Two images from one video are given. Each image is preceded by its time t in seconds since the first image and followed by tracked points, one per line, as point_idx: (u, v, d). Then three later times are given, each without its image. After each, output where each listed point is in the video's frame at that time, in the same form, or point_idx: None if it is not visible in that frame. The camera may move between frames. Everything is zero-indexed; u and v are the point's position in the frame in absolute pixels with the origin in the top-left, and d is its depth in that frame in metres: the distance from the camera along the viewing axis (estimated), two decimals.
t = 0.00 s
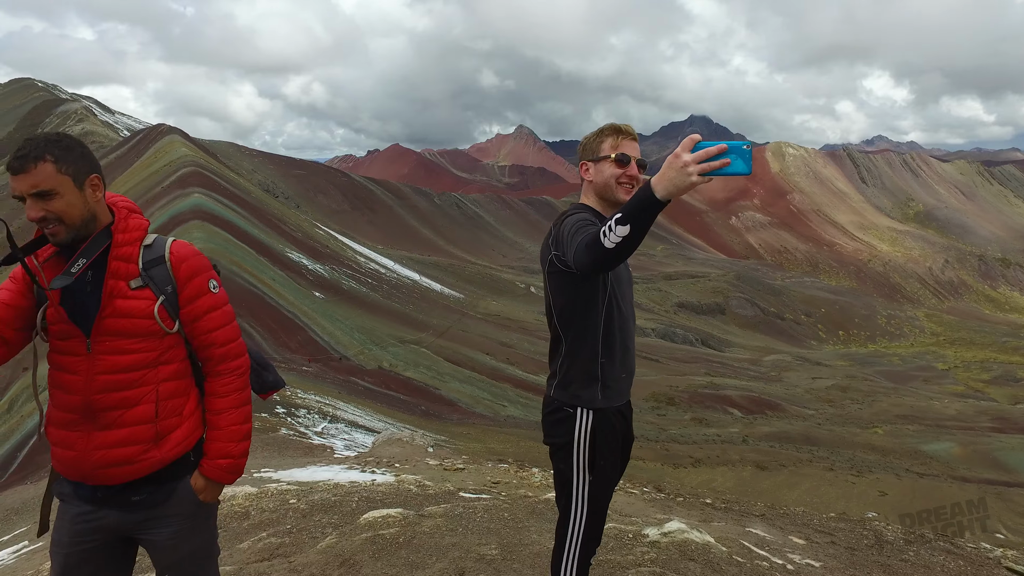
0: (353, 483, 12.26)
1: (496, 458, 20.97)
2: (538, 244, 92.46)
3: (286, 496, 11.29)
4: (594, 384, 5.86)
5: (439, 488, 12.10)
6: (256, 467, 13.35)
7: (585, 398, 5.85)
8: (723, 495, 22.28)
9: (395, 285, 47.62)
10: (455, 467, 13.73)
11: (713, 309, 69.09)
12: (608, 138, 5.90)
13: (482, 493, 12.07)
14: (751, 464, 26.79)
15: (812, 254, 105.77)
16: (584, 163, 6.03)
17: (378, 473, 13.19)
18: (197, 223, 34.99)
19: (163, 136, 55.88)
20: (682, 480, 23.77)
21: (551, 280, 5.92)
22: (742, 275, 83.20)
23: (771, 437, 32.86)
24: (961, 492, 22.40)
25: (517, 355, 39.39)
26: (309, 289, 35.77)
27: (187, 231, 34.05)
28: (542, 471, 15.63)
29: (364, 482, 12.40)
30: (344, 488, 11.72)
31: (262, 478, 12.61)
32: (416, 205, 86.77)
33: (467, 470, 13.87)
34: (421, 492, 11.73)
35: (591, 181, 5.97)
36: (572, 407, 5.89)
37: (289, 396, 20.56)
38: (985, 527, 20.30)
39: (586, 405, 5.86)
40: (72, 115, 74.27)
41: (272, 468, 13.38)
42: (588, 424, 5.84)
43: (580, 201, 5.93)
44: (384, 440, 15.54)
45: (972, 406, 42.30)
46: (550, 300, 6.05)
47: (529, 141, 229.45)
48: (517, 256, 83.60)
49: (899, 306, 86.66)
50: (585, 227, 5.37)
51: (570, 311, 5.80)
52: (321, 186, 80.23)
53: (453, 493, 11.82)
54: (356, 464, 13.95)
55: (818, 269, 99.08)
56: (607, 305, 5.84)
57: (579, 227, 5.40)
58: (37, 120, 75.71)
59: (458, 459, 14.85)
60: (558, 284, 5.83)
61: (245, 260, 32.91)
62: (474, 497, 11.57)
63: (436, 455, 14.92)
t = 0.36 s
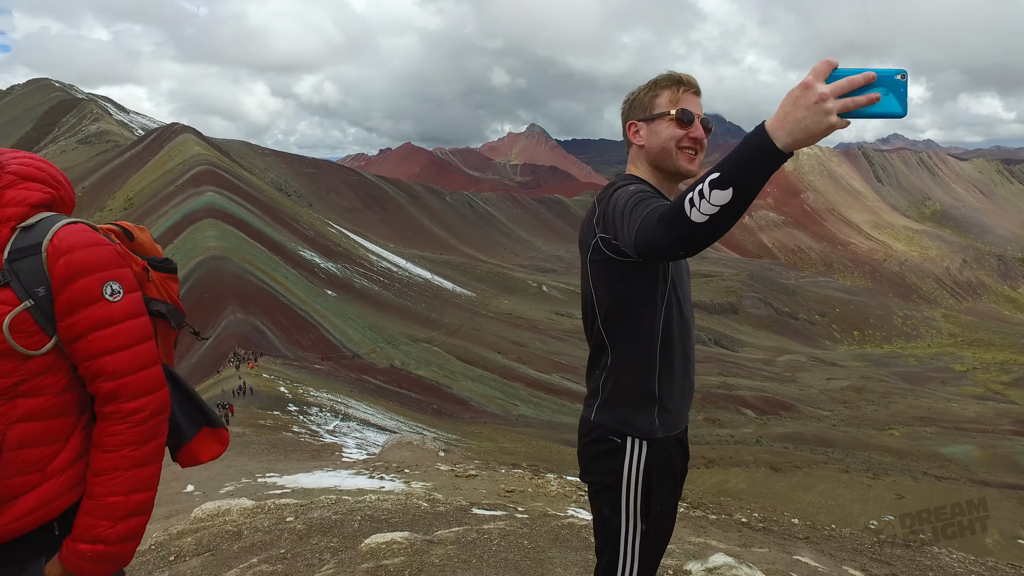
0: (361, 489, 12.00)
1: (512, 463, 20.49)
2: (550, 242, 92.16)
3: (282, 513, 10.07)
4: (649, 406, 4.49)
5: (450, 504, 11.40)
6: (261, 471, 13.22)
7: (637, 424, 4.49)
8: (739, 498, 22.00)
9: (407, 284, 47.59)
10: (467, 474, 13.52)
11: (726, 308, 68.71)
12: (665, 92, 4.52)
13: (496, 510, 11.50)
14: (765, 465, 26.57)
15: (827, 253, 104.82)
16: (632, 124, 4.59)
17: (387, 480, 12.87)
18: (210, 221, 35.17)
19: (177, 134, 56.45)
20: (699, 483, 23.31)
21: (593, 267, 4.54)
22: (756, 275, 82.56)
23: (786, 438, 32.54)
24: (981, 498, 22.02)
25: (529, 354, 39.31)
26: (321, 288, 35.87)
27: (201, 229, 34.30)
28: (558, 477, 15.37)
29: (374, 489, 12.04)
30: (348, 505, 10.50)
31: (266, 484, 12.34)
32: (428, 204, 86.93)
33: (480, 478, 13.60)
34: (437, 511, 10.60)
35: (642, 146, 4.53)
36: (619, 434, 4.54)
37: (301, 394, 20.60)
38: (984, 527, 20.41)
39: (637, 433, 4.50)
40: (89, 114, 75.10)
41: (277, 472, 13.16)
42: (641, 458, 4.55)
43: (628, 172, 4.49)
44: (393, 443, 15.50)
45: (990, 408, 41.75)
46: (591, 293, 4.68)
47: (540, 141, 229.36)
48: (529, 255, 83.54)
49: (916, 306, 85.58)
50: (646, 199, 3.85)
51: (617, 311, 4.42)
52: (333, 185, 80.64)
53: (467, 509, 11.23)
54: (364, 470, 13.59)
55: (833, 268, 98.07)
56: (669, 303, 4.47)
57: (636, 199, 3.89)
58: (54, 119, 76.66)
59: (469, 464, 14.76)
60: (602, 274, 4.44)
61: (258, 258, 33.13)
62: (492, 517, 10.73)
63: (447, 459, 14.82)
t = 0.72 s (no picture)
0: (380, 497, 11.52)
1: (534, 469, 19.99)
2: (568, 242, 91.82)
3: (292, 531, 9.15)
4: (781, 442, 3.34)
5: (476, 522, 10.25)
6: (276, 476, 12.90)
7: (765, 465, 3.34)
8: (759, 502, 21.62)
9: (426, 283, 47.73)
10: (489, 481, 13.01)
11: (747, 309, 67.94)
12: (791, 27, 3.49)
13: (525, 529, 10.25)
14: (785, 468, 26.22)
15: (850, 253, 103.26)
16: (744, 71, 3.59)
17: (405, 485, 12.50)
18: (232, 219, 35.66)
19: (200, 134, 57.42)
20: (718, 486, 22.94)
21: (702, 256, 3.33)
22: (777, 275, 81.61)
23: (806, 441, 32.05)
24: (1014, 507, 21.32)
25: (547, 354, 39.23)
26: (341, 286, 36.17)
27: (222, 227, 34.76)
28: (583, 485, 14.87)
29: (391, 500, 11.32)
30: (365, 522, 9.51)
31: (281, 489, 12.08)
32: (446, 203, 87.25)
33: (502, 486, 13.10)
34: (459, 531, 9.55)
35: (759, 99, 3.52)
36: (739, 476, 3.40)
37: (320, 391, 20.80)
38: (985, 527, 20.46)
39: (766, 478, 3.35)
40: (115, 114, 76.41)
41: (293, 477, 12.82)
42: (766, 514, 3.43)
43: (737, 136, 3.47)
44: (411, 446, 15.18)
45: (1019, 414, 40.76)
46: (694, 290, 3.47)
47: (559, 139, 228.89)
48: (548, 254, 83.44)
49: (942, 307, 83.91)
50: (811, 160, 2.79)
51: (739, 312, 3.24)
52: (353, 184, 81.37)
53: (494, 529, 9.93)
54: (382, 475, 13.15)
55: (856, 269, 96.54)
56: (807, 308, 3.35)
57: (796, 163, 2.80)
58: (81, 119, 78.15)
59: (490, 470, 14.41)
60: (716, 263, 3.26)
61: (278, 257, 33.54)
62: (518, 536, 9.68)
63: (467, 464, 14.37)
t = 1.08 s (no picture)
0: (382, 508, 10.99)
1: (540, 472, 19.60)
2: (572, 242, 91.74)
3: (285, 558, 8.37)
4: (987, 498, 2.40)
5: (486, 541, 9.71)
6: (275, 481, 12.39)
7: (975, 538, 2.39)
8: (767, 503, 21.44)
9: (429, 282, 47.75)
10: (496, 490, 12.53)
11: (750, 309, 67.87)
12: None
13: (537, 550, 9.68)
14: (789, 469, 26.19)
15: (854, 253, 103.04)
16: None
17: (410, 495, 11.97)
18: (235, 219, 35.64)
19: (203, 134, 57.53)
20: (725, 486, 22.68)
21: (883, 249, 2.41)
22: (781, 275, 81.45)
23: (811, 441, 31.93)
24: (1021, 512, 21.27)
25: (551, 353, 39.19)
26: (344, 285, 36.19)
27: (225, 226, 34.77)
28: (593, 492, 14.38)
29: (392, 511, 10.83)
30: (366, 547, 8.76)
31: (280, 498, 11.50)
32: (450, 202, 87.25)
33: (510, 494, 12.64)
34: (467, 557, 8.91)
35: (932, 21, 2.64)
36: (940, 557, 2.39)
37: (324, 391, 20.83)
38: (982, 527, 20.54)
39: (967, 550, 2.38)
40: (118, 114, 76.66)
41: (291, 484, 12.26)
42: None
43: (910, 69, 2.57)
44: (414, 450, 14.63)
45: None
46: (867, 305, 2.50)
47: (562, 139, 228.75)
48: (551, 254, 83.33)
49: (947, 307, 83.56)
50: None
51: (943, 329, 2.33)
52: (357, 184, 81.63)
53: (505, 551, 9.37)
54: (384, 482, 12.68)
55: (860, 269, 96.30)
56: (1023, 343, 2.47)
57: None
58: (85, 119, 78.45)
59: (497, 476, 13.87)
60: (914, 263, 2.33)
61: (281, 256, 33.53)
62: (529, 560, 9.16)
63: (471, 469, 13.87)
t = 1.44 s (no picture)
0: (391, 518, 10.19)
1: (549, 473, 19.34)
2: (581, 241, 91.51)
3: None
4: None
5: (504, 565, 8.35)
6: (278, 488, 11.64)
7: None
8: (776, 504, 21.16)
9: (438, 281, 47.83)
10: (509, 499, 11.77)
11: (760, 308, 67.47)
12: None
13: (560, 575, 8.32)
14: (800, 469, 25.96)
15: (865, 252, 102.15)
16: None
17: (421, 505, 11.12)
18: (244, 217, 35.77)
19: (213, 133, 57.84)
20: (736, 485, 22.53)
21: None
22: (792, 274, 80.83)
23: (822, 442, 31.64)
24: None
25: (559, 352, 39.12)
26: (353, 284, 36.27)
27: (235, 225, 34.93)
28: (611, 501, 13.76)
29: (401, 522, 9.98)
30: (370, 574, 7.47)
31: (283, 507, 10.69)
32: (459, 202, 87.45)
33: (525, 505, 11.84)
34: None
35: None
36: None
37: (333, 390, 20.85)
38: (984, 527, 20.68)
39: None
40: (130, 113, 77.36)
41: (296, 491, 11.50)
42: None
43: None
44: (424, 456, 14.25)
45: None
46: None
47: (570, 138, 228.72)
48: (560, 253, 83.06)
49: (960, 307, 82.56)
50: None
51: None
52: (366, 183, 82.19)
53: None
54: (392, 489, 12.14)
55: (871, 268, 95.41)
56: None
57: None
58: (97, 119, 79.25)
59: (510, 483, 13.45)
60: None
61: (291, 255, 33.63)
62: None
63: (481, 475, 13.55)
